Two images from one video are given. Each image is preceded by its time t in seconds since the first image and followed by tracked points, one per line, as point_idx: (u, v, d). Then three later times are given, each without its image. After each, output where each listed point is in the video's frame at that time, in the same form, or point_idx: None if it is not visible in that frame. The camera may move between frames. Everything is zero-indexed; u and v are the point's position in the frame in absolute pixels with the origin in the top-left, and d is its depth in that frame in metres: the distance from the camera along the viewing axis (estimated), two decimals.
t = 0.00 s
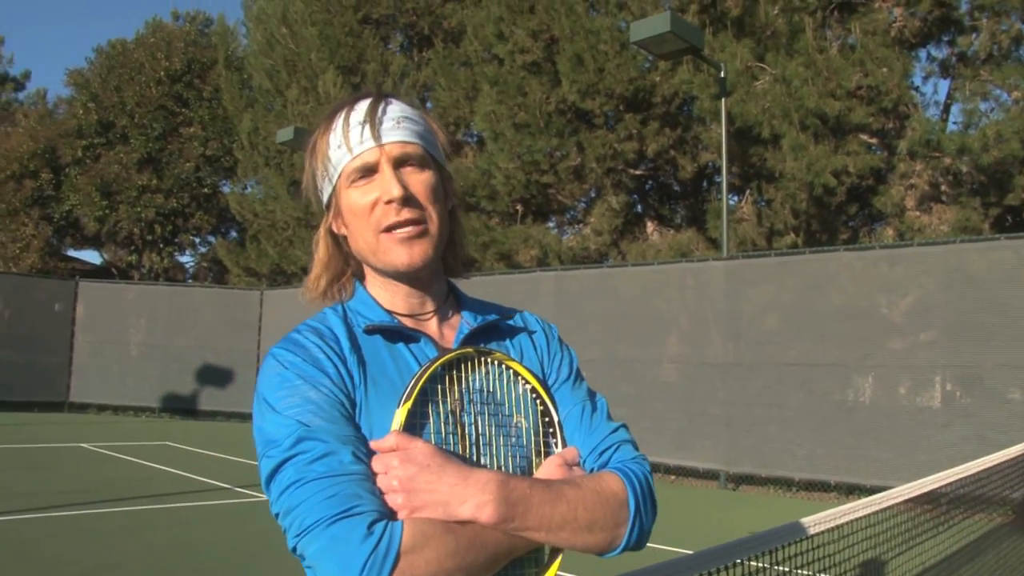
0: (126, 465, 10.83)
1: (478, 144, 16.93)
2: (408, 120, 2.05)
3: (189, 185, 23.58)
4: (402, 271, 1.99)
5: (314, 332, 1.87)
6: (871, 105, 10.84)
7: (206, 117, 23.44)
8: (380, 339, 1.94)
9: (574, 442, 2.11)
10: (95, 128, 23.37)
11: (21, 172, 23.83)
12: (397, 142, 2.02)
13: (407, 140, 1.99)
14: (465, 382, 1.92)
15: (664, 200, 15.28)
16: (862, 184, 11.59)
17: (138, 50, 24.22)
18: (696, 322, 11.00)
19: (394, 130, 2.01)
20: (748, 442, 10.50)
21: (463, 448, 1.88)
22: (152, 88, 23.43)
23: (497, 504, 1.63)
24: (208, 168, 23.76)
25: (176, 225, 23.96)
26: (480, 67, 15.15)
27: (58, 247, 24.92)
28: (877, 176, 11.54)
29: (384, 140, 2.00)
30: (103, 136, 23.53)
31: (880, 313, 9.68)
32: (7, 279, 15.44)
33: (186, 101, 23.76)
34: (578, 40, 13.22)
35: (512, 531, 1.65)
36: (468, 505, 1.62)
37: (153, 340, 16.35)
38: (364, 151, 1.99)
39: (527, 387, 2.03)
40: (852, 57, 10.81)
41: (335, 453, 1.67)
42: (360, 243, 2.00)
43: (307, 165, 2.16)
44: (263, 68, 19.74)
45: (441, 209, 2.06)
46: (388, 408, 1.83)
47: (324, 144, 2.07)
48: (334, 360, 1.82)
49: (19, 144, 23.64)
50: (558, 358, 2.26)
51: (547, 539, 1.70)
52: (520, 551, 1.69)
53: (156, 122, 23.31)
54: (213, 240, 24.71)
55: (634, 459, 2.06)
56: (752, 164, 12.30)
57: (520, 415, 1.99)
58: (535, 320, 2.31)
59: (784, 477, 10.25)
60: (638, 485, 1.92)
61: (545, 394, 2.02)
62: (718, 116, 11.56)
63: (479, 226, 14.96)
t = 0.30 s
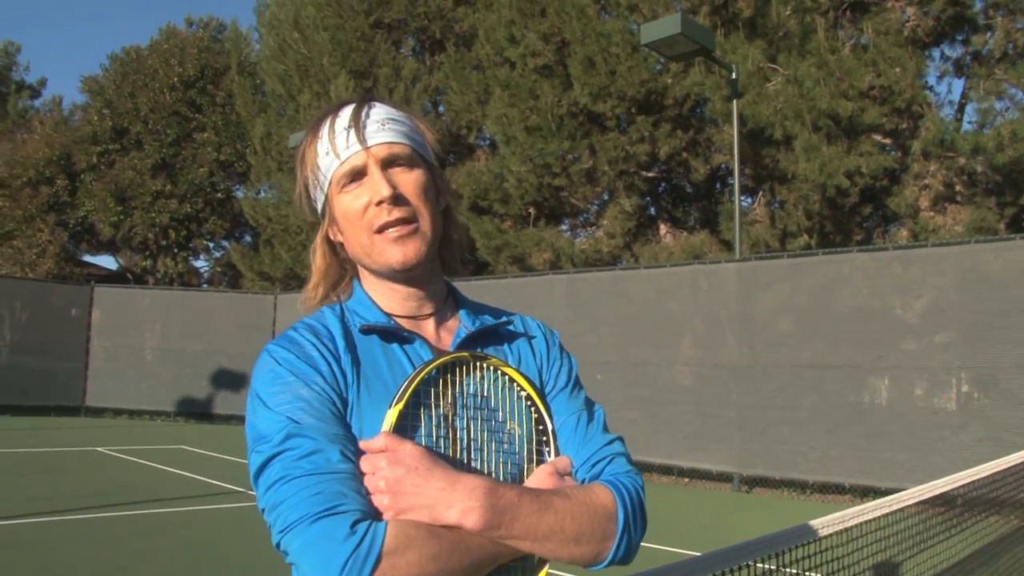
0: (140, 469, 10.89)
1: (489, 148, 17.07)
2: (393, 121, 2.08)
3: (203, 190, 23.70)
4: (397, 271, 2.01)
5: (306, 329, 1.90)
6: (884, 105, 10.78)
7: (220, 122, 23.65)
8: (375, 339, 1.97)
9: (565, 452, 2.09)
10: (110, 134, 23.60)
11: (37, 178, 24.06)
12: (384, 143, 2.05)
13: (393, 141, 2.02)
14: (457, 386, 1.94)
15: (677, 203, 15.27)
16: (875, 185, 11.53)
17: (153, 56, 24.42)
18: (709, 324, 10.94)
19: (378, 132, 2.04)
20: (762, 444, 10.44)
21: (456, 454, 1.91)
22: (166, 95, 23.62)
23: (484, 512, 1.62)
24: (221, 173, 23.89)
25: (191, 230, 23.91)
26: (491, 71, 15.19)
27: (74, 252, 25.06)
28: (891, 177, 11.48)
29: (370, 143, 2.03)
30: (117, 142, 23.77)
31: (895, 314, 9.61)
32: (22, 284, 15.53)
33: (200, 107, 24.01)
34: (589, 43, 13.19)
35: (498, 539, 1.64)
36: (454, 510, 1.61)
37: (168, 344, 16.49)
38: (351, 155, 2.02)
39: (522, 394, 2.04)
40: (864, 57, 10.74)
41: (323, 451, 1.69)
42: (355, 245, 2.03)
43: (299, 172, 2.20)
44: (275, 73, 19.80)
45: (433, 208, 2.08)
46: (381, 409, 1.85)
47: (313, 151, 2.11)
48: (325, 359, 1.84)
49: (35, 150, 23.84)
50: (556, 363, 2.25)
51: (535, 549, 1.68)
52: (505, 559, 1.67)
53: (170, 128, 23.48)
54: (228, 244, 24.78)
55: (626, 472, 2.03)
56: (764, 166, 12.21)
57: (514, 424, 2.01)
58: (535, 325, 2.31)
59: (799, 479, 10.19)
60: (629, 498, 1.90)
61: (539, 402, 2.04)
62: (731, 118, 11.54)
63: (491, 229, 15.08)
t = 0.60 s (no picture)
0: (160, 472, 10.99)
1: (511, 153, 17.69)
2: (404, 126, 2.09)
3: (226, 195, 23.84)
4: (399, 276, 2.03)
5: (300, 332, 1.93)
6: (907, 110, 10.78)
7: (242, 127, 23.73)
8: (368, 344, 1.97)
9: (560, 465, 2.07)
10: (134, 139, 23.81)
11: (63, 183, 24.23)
12: (394, 148, 2.06)
13: (402, 146, 2.04)
14: (448, 395, 1.92)
15: (699, 208, 15.21)
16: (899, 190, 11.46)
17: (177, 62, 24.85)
18: (732, 330, 10.85)
19: (390, 137, 2.06)
20: (782, 451, 10.34)
21: (446, 463, 1.90)
22: (189, 100, 23.83)
23: (464, 524, 1.65)
24: (244, 178, 24.05)
25: (213, 234, 24.10)
26: (513, 75, 15.24)
27: (99, 256, 25.27)
28: (915, 182, 11.38)
29: (380, 146, 2.05)
30: (142, 147, 23.97)
31: (919, 321, 9.49)
32: (48, 289, 16.22)
33: (223, 113, 24.09)
34: (609, 48, 13.29)
35: (479, 551, 1.67)
36: (433, 519, 1.65)
37: (191, 348, 16.42)
38: (361, 157, 2.04)
39: (518, 404, 2.01)
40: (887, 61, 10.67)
41: (308, 457, 1.73)
42: (358, 249, 2.04)
43: (307, 170, 2.22)
44: (298, 79, 19.60)
45: (440, 214, 2.09)
46: (370, 415, 1.87)
47: (322, 151, 2.13)
48: (317, 364, 1.87)
49: (60, 155, 24.09)
50: (557, 374, 2.21)
51: (518, 561, 1.69)
52: (490, 570, 1.70)
53: (193, 133, 23.68)
54: (250, 249, 24.97)
55: (621, 489, 2.00)
56: (786, 170, 12.19)
57: (508, 434, 1.99)
58: (538, 336, 2.28)
59: (820, 486, 10.09)
60: (621, 515, 1.87)
61: (535, 413, 2.00)
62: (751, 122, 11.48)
63: (511, 234, 15.13)
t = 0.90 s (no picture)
0: (174, 466, 11.09)
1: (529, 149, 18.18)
2: (403, 117, 2.13)
3: (243, 191, 23.86)
4: (397, 264, 2.05)
5: (284, 328, 1.96)
6: (927, 104, 10.68)
7: (259, 124, 23.80)
8: (352, 339, 2.00)
9: (548, 457, 2.07)
10: (152, 136, 24.08)
11: (83, 180, 24.47)
12: (395, 138, 2.10)
13: (403, 136, 2.07)
14: (432, 388, 1.94)
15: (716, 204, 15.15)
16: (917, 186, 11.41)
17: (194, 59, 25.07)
18: (749, 327, 10.79)
19: (392, 126, 2.09)
20: (797, 449, 10.27)
21: (431, 458, 1.92)
22: (207, 97, 23.97)
23: (446, 515, 1.64)
24: (261, 174, 24.13)
25: (231, 231, 24.05)
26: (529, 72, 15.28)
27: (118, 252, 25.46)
28: (934, 178, 11.29)
29: (381, 135, 2.08)
30: (160, 144, 24.24)
31: (938, 319, 9.39)
32: (68, 285, 16.44)
33: (240, 110, 24.30)
34: (625, 44, 13.35)
35: (464, 543, 1.66)
36: (415, 512, 1.65)
37: (208, 342, 16.43)
38: (362, 146, 2.07)
39: (504, 397, 2.02)
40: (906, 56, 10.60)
41: (290, 450, 1.76)
42: (355, 238, 2.06)
43: (298, 160, 2.23)
44: (315, 76, 19.74)
45: (435, 207, 2.13)
46: (351, 412, 1.90)
47: (320, 137, 2.15)
48: (300, 359, 1.90)
49: (80, 152, 24.28)
50: (546, 365, 2.23)
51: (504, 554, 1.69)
52: (476, 563, 1.69)
53: (211, 129, 23.75)
54: (267, 244, 24.88)
55: (610, 480, 1.99)
56: (803, 168, 12.15)
57: (495, 425, 2.00)
58: (526, 328, 2.30)
59: (835, 484, 10.02)
60: (608, 504, 1.87)
61: (522, 405, 2.00)
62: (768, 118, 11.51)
63: (527, 230, 15.31)
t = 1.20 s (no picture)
0: (201, 464, 11.17)
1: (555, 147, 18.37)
2: (408, 116, 2.13)
3: (271, 191, 23.95)
4: (401, 265, 2.07)
5: (289, 328, 1.99)
6: (957, 99, 10.57)
7: (286, 124, 23.87)
8: (358, 338, 2.03)
9: (556, 452, 2.09)
10: (181, 136, 24.28)
11: (113, 181, 24.64)
12: (400, 138, 2.09)
13: (407, 137, 2.07)
14: (437, 385, 1.98)
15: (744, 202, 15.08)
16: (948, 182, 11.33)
17: (223, 60, 25.30)
18: (777, 325, 10.70)
19: (397, 126, 2.08)
20: (826, 448, 10.16)
21: (437, 457, 1.95)
22: (235, 98, 24.25)
23: (452, 513, 1.68)
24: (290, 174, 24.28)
25: (258, 230, 24.22)
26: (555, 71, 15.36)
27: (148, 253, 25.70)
28: (966, 172, 11.16)
29: (386, 136, 2.08)
30: (188, 145, 24.43)
31: (970, 316, 9.21)
32: (99, 285, 16.61)
33: (268, 110, 24.51)
34: (651, 40, 13.41)
35: (470, 541, 1.70)
36: (422, 510, 1.68)
37: (237, 341, 16.61)
38: (367, 147, 2.07)
39: (512, 391, 2.07)
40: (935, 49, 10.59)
41: (295, 451, 1.79)
42: (359, 238, 2.07)
43: (303, 156, 2.24)
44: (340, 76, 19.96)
45: (441, 207, 2.14)
46: (355, 410, 1.92)
47: (323, 136, 2.15)
48: (307, 360, 1.93)
49: (111, 154, 24.52)
50: (555, 359, 2.26)
51: (511, 550, 1.72)
52: (483, 561, 1.73)
53: (239, 130, 23.89)
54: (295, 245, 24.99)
55: (620, 474, 2.02)
56: (832, 164, 12.09)
57: (504, 421, 2.04)
58: (533, 323, 2.31)
59: (865, 484, 9.90)
60: (617, 499, 1.90)
61: (531, 401, 2.06)
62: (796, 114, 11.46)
63: (555, 229, 15.47)
